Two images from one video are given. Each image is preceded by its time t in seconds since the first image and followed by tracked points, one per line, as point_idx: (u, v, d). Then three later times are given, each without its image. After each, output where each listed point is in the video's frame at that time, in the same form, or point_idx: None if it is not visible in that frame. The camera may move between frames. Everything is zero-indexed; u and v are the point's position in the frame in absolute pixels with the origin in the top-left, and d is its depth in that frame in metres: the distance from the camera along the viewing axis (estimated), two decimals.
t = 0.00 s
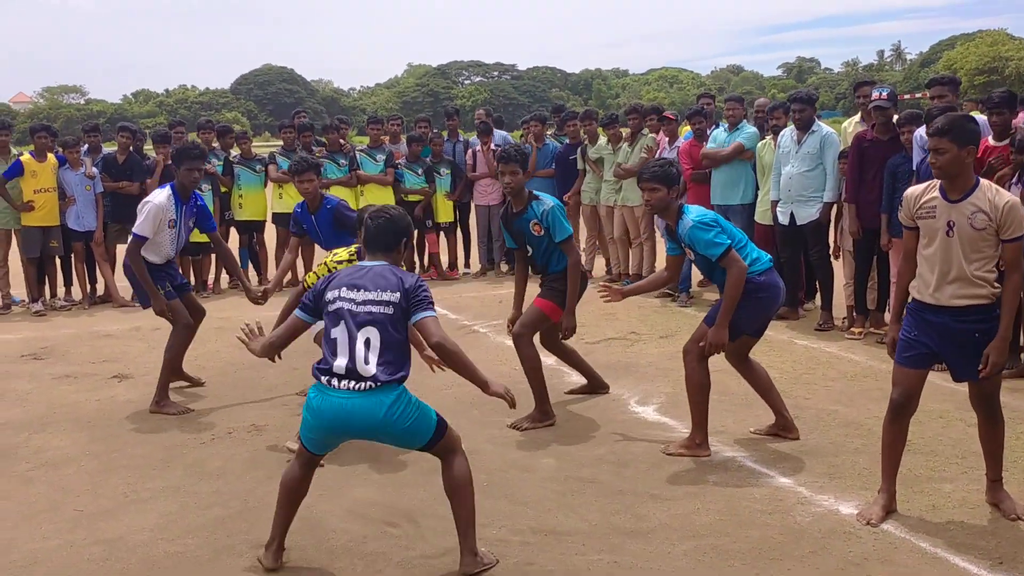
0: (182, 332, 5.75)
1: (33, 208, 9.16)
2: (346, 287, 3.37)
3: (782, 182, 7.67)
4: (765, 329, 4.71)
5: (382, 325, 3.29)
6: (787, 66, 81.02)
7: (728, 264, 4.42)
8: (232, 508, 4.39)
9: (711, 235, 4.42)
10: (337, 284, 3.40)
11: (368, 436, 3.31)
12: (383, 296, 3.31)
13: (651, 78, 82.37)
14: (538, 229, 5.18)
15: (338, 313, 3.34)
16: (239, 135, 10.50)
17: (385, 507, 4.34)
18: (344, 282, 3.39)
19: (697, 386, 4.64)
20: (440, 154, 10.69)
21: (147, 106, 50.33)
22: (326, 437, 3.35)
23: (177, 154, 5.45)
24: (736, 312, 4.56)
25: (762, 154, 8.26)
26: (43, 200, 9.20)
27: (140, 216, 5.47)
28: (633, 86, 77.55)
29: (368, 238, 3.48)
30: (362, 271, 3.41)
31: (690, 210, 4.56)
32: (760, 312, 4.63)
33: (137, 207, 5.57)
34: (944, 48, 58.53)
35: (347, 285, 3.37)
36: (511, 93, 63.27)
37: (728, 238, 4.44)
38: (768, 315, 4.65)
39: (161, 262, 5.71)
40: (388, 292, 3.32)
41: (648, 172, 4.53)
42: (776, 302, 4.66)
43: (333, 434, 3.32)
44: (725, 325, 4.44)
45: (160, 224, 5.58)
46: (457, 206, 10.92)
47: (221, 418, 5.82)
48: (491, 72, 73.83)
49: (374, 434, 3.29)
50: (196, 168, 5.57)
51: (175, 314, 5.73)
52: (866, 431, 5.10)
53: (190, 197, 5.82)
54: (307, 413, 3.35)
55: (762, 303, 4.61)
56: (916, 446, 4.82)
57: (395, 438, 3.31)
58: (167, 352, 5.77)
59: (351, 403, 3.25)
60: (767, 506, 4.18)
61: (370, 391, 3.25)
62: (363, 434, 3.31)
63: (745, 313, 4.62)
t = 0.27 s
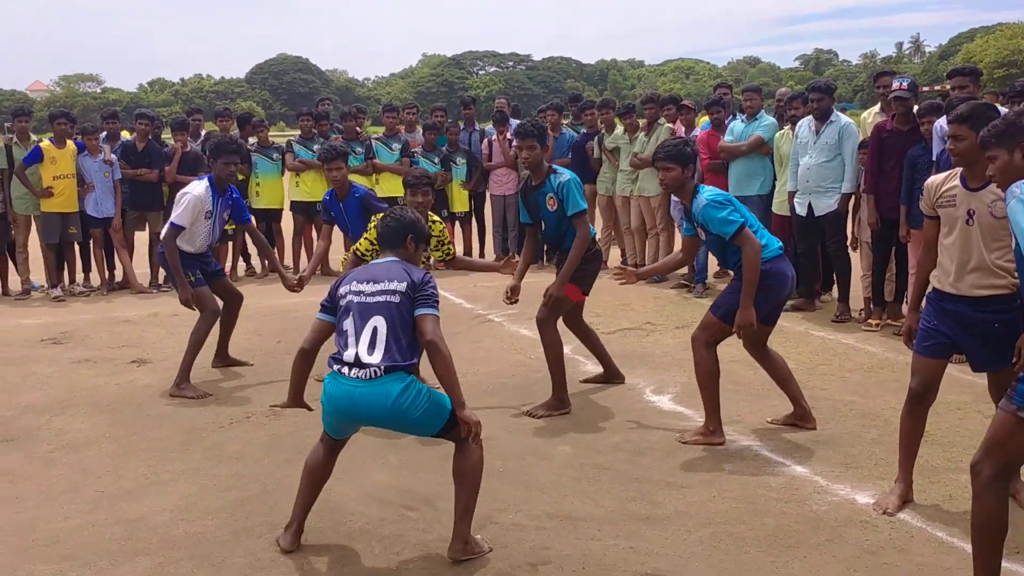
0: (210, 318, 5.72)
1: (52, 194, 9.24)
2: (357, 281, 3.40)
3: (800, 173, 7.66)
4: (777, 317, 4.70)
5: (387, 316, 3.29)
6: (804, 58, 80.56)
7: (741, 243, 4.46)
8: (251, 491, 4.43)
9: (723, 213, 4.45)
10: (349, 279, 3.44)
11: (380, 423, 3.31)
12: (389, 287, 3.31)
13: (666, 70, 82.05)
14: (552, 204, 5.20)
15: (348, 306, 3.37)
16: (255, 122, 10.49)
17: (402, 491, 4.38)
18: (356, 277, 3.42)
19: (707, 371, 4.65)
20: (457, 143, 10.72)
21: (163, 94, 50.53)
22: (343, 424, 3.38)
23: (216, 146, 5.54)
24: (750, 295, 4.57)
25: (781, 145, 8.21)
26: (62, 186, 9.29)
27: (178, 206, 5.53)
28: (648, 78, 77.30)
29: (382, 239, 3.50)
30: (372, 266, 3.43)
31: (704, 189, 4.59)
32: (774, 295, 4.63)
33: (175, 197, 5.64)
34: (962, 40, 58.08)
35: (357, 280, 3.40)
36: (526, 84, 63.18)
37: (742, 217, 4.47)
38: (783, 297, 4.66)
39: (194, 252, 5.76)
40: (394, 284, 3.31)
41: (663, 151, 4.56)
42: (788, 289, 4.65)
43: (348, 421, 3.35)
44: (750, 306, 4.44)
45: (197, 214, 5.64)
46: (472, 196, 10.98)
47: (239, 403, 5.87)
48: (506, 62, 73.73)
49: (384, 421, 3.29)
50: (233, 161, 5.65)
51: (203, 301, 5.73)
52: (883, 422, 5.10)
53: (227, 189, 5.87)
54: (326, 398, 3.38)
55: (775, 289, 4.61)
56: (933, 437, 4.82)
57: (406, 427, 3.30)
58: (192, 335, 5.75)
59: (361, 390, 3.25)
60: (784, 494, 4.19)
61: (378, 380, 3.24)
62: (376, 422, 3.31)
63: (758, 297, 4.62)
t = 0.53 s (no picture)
0: (217, 300, 5.74)
1: (60, 179, 9.25)
2: (411, 202, 3.36)
3: (808, 161, 7.63)
4: (785, 301, 4.71)
5: (447, 235, 3.25)
6: (812, 49, 80.23)
7: (750, 227, 4.45)
8: (259, 474, 4.44)
9: (733, 198, 4.44)
10: (403, 200, 3.39)
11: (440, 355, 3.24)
12: (447, 206, 3.28)
13: (674, 60, 81.77)
14: (569, 174, 5.18)
15: (406, 228, 3.34)
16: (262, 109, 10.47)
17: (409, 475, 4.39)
18: (409, 198, 3.38)
19: (719, 360, 4.64)
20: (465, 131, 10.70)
21: (170, 82, 50.57)
22: (399, 355, 3.29)
23: (229, 125, 5.53)
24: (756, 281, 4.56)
25: (789, 133, 8.21)
26: (69, 171, 9.30)
27: (189, 183, 5.54)
28: (656, 68, 77.07)
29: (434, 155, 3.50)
30: (426, 186, 3.39)
31: (714, 174, 4.57)
32: (780, 282, 4.61)
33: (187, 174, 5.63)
34: (971, 32, 57.78)
35: (413, 201, 3.36)
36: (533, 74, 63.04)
37: (751, 202, 4.46)
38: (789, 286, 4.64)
39: (207, 231, 5.74)
40: (452, 201, 3.28)
41: (674, 135, 4.53)
42: (796, 275, 4.64)
43: (407, 349, 3.25)
44: (748, 287, 4.45)
45: (209, 192, 5.64)
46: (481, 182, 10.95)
47: (247, 387, 5.88)
48: (513, 52, 73.57)
49: (445, 352, 3.21)
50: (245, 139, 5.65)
51: (209, 284, 5.73)
52: (890, 410, 5.09)
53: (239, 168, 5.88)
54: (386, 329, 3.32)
55: (783, 273, 4.60)
56: (941, 425, 4.81)
57: (465, 361, 3.22)
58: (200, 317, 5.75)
59: (427, 311, 3.20)
60: (791, 480, 4.19)
61: (446, 302, 3.20)
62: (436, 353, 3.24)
63: (764, 283, 4.61)
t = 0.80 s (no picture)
0: (200, 289, 5.75)
1: (61, 170, 9.23)
2: (458, 219, 3.05)
3: (811, 157, 7.62)
4: (791, 296, 4.73)
5: (502, 256, 2.96)
6: (815, 47, 80.17)
7: (763, 221, 4.43)
8: (259, 465, 4.44)
9: (748, 192, 4.42)
10: (449, 217, 3.09)
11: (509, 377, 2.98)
12: (499, 222, 2.96)
13: (676, 57, 81.69)
14: (573, 168, 5.20)
15: (457, 250, 3.04)
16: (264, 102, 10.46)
17: (410, 467, 4.38)
18: (456, 213, 3.07)
19: (725, 354, 4.64)
20: (466, 125, 10.69)
21: (172, 76, 50.56)
22: (468, 382, 3.07)
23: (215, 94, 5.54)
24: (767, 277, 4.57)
25: (790, 129, 8.19)
26: (70, 163, 9.28)
27: (176, 152, 5.50)
28: (658, 65, 77.01)
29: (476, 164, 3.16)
30: (472, 199, 3.06)
31: (725, 168, 4.55)
32: (787, 278, 4.63)
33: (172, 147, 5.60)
34: (974, 31, 57.71)
35: (461, 217, 3.04)
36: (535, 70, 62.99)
37: (765, 196, 4.44)
38: (794, 283, 4.66)
39: (195, 204, 5.70)
40: (503, 218, 2.96)
41: (686, 130, 4.50)
42: (802, 270, 4.66)
43: (474, 374, 3.03)
44: (762, 282, 4.46)
45: (196, 161, 5.61)
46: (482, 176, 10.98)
47: (247, 379, 5.88)
48: (515, 48, 73.51)
49: (513, 374, 2.96)
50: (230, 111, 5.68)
51: (193, 272, 5.73)
52: (891, 405, 5.09)
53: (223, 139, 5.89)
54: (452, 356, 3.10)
55: (791, 269, 4.62)
56: (942, 420, 4.81)
57: (535, 383, 2.94)
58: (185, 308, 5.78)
59: (490, 333, 2.96)
60: (791, 475, 4.19)
61: (510, 322, 2.95)
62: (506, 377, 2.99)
63: (773, 278, 4.62)
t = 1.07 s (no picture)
0: (191, 298, 5.68)
1: (61, 167, 9.27)
2: (543, 248, 2.74)
3: (813, 154, 7.60)
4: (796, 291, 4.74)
5: (596, 286, 2.69)
6: (817, 43, 80.05)
7: (774, 218, 4.41)
8: (259, 464, 4.43)
9: (761, 188, 4.37)
10: (531, 244, 2.77)
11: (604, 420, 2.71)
12: (591, 250, 2.69)
13: (678, 53, 81.55)
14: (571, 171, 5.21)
15: (543, 282, 2.73)
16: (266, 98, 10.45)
17: (411, 466, 4.37)
18: (539, 240, 2.76)
19: (730, 351, 4.63)
20: (468, 122, 10.67)
21: (174, 72, 50.56)
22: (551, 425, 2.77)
23: (198, 112, 5.43)
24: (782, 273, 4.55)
25: (792, 125, 8.15)
26: (70, 159, 9.32)
27: (158, 173, 5.44)
28: (660, 61, 76.90)
29: (547, 184, 2.85)
30: (555, 225, 2.77)
31: (733, 165, 4.50)
32: (796, 274, 4.64)
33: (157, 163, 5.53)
34: (977, 26, 57.56)
35: (545, 246, 2.74)
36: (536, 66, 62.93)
37: (775, 192, 4.40)
38: (800, 279, 4.68)
39: (175, 221, 5.68)
40: (596, 245, 2.69)
41: (696, 126, 4.38)
42: (808, 265, 4.68)
43: (561, 416, 2.74)
44: (782, 279, 4.45)
45: (179, 182, 5.54)
46: (483, 172, 11.00)
47: (248, 377, 5.87)
48: (516, 44, 73.42)
49: (608, 417, 2.69)
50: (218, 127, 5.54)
51: (184, 281, 5.68)
52: (893, 404, 5.07)
53: (212, 158, 5.76)
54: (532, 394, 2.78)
55: (797, 264, 4.63)
56: (944, 419, 4.79)
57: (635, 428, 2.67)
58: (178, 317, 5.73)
59: (588, 372, 2.67)
60: (793, 474, 4.17)
61: (607, 362, 2.68)
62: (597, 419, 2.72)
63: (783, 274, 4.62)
